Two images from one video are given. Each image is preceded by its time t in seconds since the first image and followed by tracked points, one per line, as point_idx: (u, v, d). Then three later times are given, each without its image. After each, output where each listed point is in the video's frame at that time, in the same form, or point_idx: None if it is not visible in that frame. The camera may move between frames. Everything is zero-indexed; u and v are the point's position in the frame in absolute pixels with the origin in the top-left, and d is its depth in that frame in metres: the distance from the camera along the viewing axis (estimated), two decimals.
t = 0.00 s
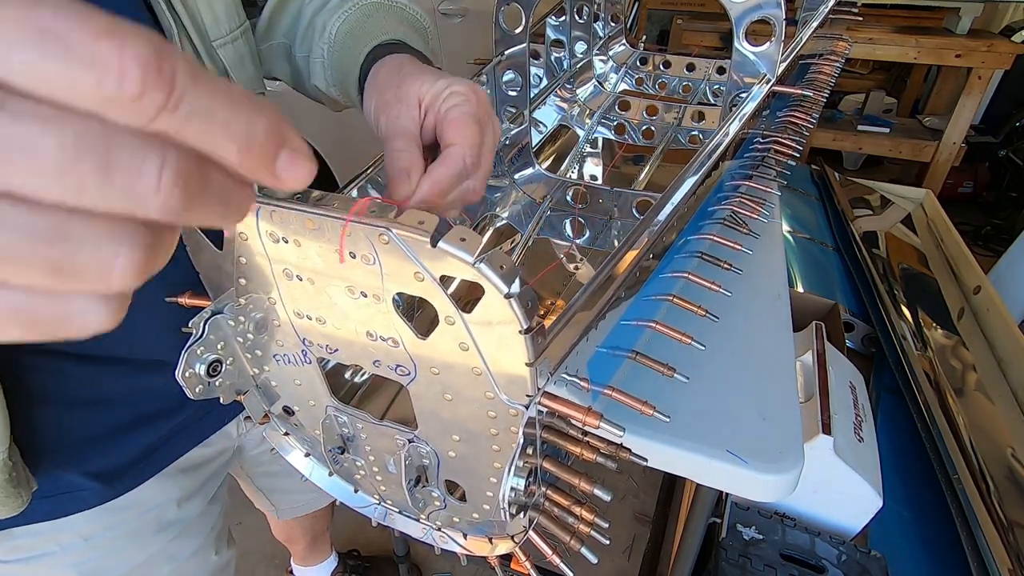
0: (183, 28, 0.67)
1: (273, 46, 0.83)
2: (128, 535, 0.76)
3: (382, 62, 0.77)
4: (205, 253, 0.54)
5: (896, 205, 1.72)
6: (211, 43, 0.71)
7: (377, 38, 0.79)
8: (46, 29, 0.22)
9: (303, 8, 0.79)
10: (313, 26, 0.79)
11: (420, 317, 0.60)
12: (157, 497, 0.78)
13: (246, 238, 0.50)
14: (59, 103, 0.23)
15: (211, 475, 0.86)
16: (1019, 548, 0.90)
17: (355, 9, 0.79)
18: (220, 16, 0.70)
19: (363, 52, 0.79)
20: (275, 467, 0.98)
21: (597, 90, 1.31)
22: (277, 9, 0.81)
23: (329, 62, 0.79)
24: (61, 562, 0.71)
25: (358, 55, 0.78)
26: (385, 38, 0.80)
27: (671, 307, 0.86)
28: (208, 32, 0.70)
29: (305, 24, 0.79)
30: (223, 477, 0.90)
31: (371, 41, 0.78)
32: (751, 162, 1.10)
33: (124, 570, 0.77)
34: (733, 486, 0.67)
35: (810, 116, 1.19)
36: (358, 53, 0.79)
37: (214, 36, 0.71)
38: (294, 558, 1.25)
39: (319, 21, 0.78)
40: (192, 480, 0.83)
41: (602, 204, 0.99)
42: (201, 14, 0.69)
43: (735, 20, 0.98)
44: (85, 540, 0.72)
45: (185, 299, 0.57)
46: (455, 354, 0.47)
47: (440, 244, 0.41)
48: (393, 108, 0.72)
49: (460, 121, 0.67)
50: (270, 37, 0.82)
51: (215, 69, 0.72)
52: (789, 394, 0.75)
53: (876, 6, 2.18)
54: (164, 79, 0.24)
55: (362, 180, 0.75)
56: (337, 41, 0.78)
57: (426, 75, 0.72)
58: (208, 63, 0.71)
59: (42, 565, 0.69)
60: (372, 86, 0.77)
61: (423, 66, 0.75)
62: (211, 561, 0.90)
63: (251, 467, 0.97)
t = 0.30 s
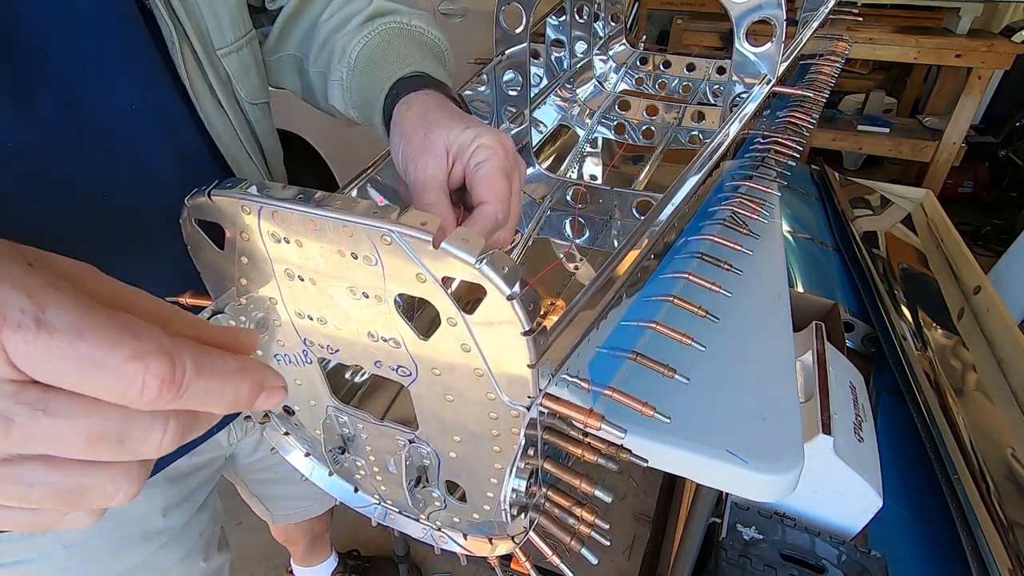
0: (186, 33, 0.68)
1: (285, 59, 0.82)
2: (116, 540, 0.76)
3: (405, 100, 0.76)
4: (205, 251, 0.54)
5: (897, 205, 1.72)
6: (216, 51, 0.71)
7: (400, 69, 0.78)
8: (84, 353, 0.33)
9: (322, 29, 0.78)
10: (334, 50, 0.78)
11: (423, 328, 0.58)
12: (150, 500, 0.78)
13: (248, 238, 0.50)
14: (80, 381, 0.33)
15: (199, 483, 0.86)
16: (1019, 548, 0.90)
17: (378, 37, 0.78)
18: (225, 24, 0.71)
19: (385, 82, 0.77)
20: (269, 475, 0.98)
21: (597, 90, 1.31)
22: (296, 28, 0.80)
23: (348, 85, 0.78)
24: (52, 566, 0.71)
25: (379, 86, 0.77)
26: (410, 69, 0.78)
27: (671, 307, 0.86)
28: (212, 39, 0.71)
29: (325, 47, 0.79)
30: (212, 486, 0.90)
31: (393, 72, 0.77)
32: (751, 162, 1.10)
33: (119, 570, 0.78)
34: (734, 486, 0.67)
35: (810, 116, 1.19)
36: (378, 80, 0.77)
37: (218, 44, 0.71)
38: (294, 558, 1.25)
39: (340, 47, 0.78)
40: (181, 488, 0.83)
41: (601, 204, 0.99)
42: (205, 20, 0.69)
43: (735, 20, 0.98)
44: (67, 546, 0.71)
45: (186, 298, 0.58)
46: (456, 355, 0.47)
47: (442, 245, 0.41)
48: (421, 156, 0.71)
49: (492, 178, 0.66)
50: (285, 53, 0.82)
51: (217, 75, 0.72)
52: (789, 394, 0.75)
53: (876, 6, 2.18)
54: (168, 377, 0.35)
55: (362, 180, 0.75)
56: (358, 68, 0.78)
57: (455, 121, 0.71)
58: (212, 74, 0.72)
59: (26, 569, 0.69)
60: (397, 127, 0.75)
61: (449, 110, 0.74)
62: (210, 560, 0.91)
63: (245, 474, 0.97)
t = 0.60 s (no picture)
0: (194, 37, 0.68)
1: (289, 67, 0.82)
2: (115, 541, 0.76)
3: (420, 114, 0.75)
4: (205, 250, 0.54)
5: (896, 205, 1.72)
6: (222, 55, 0.72)
7: (413, 81, 0.76)
8: (152, 371, 0.32)
9: (329, 40, 0.78)
10: (343, 62, 0.78)
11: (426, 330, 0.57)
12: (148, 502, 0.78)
13: (247, 238, 0.50)
14: (147, 397, 0.33)
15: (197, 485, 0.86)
16: (1019, 548, 0.90)
17: (388, 49, 0.77)
18: (232, 29, 0.71)
19: (397, 94, 0.76)
20: (265, 476, 0.97)
21: (597, 90, 1.31)
22: (301, 37, 0.80)
23: (357, 96, 0.78)
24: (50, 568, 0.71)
25: (391, 97, 0.76)
26: (423, 81, 0.77)
27: (671, 307, 0.86)
28: (219, 43, 0.71)
29: (332, 57, 0.79)
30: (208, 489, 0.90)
31: (405, 84, 0.76)
32: (751, 162, 1.10)
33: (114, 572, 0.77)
34: (734, 487, 0.67)
35: (810, 116, 1.19)
36: (388, 92, 0.77)
37: (224, 49, 0.71)
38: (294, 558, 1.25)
39: (349, 59, 0.77)
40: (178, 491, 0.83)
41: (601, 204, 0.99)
42: (212, 23, 0.70)
43: (735, 20, 0.98)
44: (66, 547, 0.71)
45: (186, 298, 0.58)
46: (455, 354, 0.47)
47: (441, 244, 0.42)
48: (439, 173, 0.71)
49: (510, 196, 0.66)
50: (290, 61, 0.82)
51: (224, 79, 0.73)
52: (788, 394, 0.75)
53: (876, 7, 2.18)
54: (227, 394, 0.34)
55: (362, 180, 0.76)
56: (367, 80, 0.77)
57: (471, 138, 0.71)
58: (219, 78, 0.72)
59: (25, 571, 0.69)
60: (412, 141, 0.75)
61: (465, 124, 0.74)
62: (209, 560, 0.91)
63: (241, 474, 0.96)
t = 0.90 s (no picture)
0: (201, 38, 0.68)
1: (292, 68, 0.82)
2: (115, 541, 0.76)
3: (422, 120, 0.75)
4: (206, 250, 0.54)
5: (896, 205, 1.72)
6: (228, 56, 0.71)
7: (415, 87, 0.76)
8: (205, 371, 0.33)
9: (332, 43, 0.78)
10: (346, 65, 0.77)
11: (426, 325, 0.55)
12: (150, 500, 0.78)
13: (247, 238, 0.50)
14: (198, 395, 0.34)
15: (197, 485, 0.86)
16: (1019, 548, 0.90)
17: (391, 54, 0.77)
18: (238, 29, 0.71)
19: (399, 98, 0.76)
20: (265, 475, 0.97)
21: (597, 90, 1.31)
22: (304, 38, 0.80)
23: (359, 99, 0.78)
24: (49, 568, 0.71)
25: (394, 102, 0.76)
26: (425, 86, 0.77)
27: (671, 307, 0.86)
28: (226, 44, 0.71)
29: (335, 60, 0.78)
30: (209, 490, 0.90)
31: (407, 89, 0.76)
32: (751, 162, 1.10)
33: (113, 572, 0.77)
34: (734, 487, 0.67)
35: (810, 116, 1.19)
36: (390, 96, 0.76)
37: (230, 50, 0.71)
38: (294, 558, 1.25)
39: (351, 63, 0.77)
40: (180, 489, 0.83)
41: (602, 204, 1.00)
42: (217, 24, 0.69)
43: (735, 20, 0.98)
44: (66, 546, 0.71)
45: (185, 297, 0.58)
46: (455, 354, 0.47)
47: (442, 244, 0.42)
48: (442, 177, 0.71)
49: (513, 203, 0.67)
50: (294, 62, 0.81)
51: (229, 80, 0.72)
52: (788, 394, 0.75)
53: (875, 7, 2.18)
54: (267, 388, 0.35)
55: (362, 180, 0.76)
56: (370, 84, 0.77)
57: (474, 142, 0.71)
58: (225, 79, 0.72)
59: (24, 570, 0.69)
60: (415, 146, 0.75)
61: (468, 130, 0.74)
62: (209, 559, 0.91)
63: (241, 474, 0.96)
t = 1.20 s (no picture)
0: (199, 39, 0.68)
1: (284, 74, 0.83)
2: (116, 540, 0.76)
3: (400, 126, 0.74)
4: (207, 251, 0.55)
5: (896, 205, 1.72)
6: (227, 57, 0.72)
7: (394, 96, 0.76)
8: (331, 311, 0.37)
9: (318, 47, 0.78)
10: (330, 72, 0.79)
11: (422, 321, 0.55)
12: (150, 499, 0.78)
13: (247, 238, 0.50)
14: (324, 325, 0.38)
15: (197, 484, 0.86)
16: (1019, 548, 0.90)
17: (373, 61, 0.78)
18: (236, 31, 0.72)
19: (381, 105, 0.76)
20: (265, 474, 0.97)
21: (597, 90, 1.31)
22: (295, 41, 0.80)
23: (343, 107, 0.79)
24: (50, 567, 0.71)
25: (375, 109, 0.76)
26: (407, 92, 0.77)
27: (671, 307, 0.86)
28: (223, 46, 0.71)
29: (320, 66, 0.79)
30: (208, 489, 0.90)
31: (386, 97, 0.76)
32: (751, 162, 1.09)
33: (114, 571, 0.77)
34: (733, 487, 0.67)
35: (810, 116, 1.19)
36: (371, 104, 0.77)
37: (229, 52, 0.72)
38: (294, 558, 1.25)
39: (335, 69, 0.78)
40: (181, 487, 0.83)
41: (601, 204, 1.00)
42: (216, 26, 0.70)
43: (735, 20, 0.98)
44: (67, 545, 0.71)
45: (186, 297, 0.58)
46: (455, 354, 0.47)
47: (442, 245, 0.41)
48: (416, 188, 0.68)
49: (490, 211, 0.62)
50: (284, 65, 0.82)
51: (228, 82, 0.73)
52: (788, 394, 0.75)
53: (876, 6, 2.18)
54: (375, 272, 0.38)
55: (362, 180, 0.75)
56: (352, 92, 0.77)
57: (450, 150, 0.68)
58: (223, 79, 0.72)
59: (25, 568, 0.69)
60: (390, 153, 0.73)
61: (447, 136, 0.72)
62: (209, 558, 0.91)
63: (241, 472, 0.96)
